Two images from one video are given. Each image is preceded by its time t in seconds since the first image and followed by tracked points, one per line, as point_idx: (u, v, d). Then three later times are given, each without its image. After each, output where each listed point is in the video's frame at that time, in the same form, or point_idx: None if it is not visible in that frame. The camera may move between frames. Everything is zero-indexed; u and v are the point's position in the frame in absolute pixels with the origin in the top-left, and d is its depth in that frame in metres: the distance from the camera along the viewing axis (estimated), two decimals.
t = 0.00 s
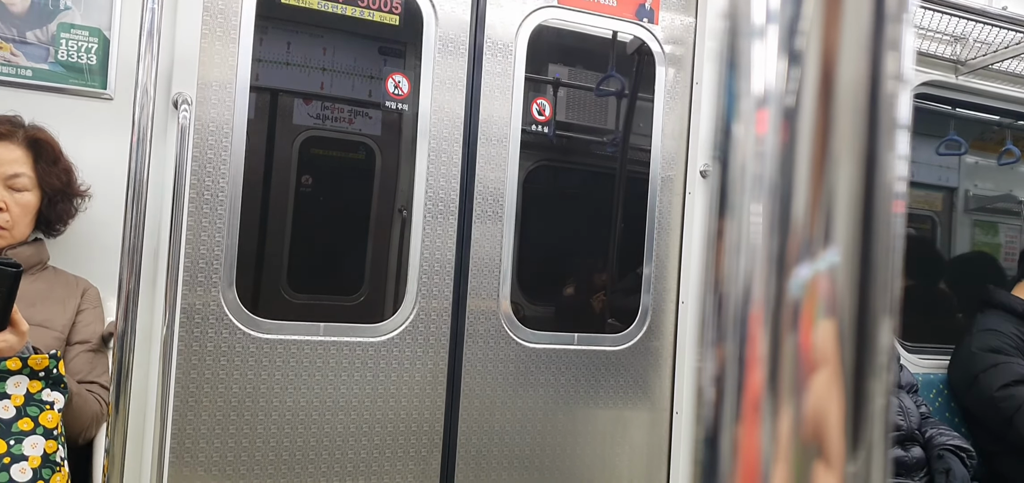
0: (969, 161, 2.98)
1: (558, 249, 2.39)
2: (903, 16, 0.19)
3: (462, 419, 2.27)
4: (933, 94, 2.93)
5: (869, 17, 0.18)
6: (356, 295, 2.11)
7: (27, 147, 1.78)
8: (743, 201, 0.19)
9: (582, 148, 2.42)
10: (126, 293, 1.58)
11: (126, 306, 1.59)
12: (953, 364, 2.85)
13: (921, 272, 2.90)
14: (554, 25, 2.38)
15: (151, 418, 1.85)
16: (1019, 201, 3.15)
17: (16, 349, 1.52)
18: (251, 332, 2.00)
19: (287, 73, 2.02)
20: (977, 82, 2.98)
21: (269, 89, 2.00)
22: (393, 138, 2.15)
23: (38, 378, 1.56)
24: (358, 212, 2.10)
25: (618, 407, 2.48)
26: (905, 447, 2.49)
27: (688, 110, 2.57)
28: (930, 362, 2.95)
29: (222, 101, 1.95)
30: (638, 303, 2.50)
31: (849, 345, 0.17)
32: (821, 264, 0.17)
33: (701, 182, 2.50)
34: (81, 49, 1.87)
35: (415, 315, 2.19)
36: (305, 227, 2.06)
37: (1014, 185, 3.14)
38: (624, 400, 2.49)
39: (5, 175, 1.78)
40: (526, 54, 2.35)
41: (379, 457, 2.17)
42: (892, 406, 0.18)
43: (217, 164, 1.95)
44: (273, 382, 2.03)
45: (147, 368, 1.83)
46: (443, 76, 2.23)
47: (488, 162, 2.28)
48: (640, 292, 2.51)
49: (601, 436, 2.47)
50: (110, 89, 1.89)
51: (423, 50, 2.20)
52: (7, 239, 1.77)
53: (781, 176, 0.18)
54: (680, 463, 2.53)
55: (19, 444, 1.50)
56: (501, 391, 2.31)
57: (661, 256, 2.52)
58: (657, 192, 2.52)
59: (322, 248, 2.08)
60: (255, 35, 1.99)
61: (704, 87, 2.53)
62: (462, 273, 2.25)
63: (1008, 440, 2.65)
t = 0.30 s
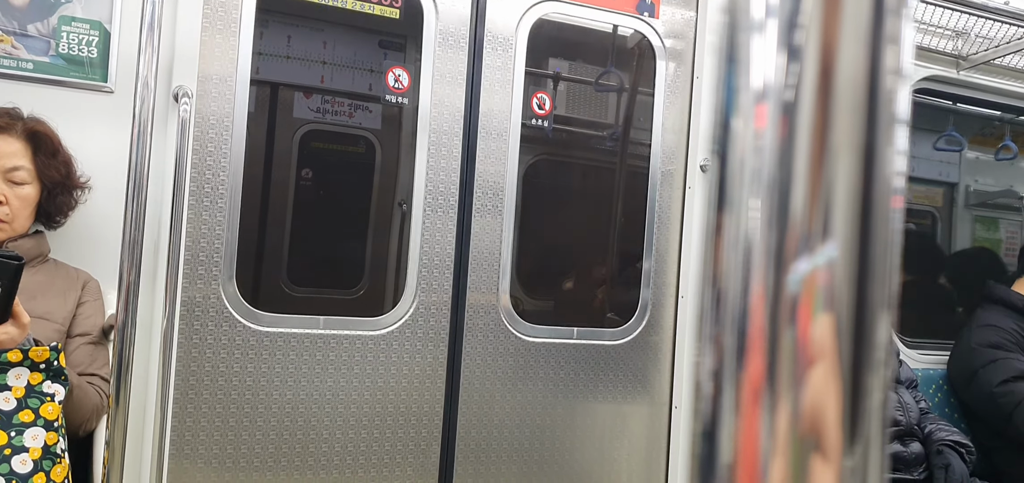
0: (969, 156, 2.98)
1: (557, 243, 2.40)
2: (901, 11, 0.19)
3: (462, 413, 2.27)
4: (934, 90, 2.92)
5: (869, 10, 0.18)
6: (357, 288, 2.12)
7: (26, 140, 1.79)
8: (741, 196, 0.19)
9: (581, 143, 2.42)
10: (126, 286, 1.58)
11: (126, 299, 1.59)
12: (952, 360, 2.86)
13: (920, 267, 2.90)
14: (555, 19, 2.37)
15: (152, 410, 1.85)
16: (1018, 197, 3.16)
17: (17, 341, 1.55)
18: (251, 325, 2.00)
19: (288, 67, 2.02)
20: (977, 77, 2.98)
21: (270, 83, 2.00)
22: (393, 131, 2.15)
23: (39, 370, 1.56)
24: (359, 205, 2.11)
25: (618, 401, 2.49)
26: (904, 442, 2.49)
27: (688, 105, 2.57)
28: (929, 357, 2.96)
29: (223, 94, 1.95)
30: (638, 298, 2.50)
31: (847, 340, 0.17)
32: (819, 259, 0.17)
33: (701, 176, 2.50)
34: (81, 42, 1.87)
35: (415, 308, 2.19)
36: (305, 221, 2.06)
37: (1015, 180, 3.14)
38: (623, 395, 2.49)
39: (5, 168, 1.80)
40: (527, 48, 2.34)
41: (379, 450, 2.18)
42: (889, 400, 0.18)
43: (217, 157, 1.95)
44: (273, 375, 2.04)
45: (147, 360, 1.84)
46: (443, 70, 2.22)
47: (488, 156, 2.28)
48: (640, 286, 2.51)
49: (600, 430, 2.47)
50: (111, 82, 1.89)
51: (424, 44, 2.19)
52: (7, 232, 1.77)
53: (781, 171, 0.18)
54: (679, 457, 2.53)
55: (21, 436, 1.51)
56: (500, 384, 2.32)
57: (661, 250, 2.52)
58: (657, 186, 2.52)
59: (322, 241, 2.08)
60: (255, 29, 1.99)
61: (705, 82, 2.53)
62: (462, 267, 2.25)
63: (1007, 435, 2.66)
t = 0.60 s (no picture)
0: (969, 154, 2.98)
1: (557, 240, 2.40)
2: (904, 9, 0.18)
3: (462, 409, 2.28)
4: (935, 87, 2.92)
5: (871, 11, 0.18)
6: (356, 284, 2.12)
7: (27, 134, 1.78)
8: (744, 193, 0.19)
9: (582, 139, 2.42)
10: (127, 281, 1.58)
11: (126, 294, 1.59)
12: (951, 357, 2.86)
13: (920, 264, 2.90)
14: (556, 16, 2.37)
15: (152, 405, 1.86)
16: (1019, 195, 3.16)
17: (18, 336, 1.54)
18: (251, 320, 2.01)
19: (288, 63, 2.02)
20: (978, 75, 2.98)
21: (270, 79, 2.00)
22: (393, 127, 2.15)
23: (39, 364, 1.56)
24: (359, 201, 2.11)
25: (617, 398, 2.49)
26: (903, 439, 2.50)
27: (689, 102, 2.56)
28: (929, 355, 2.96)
29: (223, 90, 1.94)
30: (638, 294, 2.50)
31: (848, 336, 0.17)
32: (821, 256, 0.17)
33: (701, 173, 2.50)
34: (82, 37, 1.87)
35: (414, 304, 2.19)
36: (306, 217, 2.06)
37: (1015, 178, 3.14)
38: (623, 391, 2.50)
39: (6, 162, 1.78)
40: (527, 44, 2.34)
41: (379, 446, 2.18)
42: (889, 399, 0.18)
43: (217, 153, 1.95)
44: (272, 371, 2.04)
45: (147, 355, 1.84)
46: (444, 66, 2.22)
47: (488, 152, 2.28)
48: (639, 283, 2.51)
49: (599, 427, 2.48)
50: (112, 78, 1.89)
51: (424, 40, 2.19)
52: (8, 226, 1.77)
53: (783, 171, 0.18)
54: (678, 454, 2.54)
55: (22, 430, 1.51)
56: (500, 381, 2.32)
57: (661, 247, 2.52)
58: (657, 183, 2.52)
59: (322, 237, 2.08)
60: (255, 24, 1.98)
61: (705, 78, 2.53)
62: (462, 263, 2.26)
63: (1006, 433, 2.66)
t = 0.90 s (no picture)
0: (970, 149, 2.98)
1: (557, 234, 2.40)
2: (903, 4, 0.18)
3: (461, 402, 2.28)
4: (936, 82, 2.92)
5: (870, 7, 0.18)
6: (357, 278, 2.12)
7: (27, 128, 1.78)
8: (743, 186, 0.19)
9: (582, 133, 2.42)
10: (127, 274, 1.58)
11: (127, 288, 1.60)
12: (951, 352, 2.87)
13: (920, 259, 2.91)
14: (556, 10, 2.37)
15: (152, 398, 1.86)
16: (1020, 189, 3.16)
17: (19, 328, 1.57)
18: (251, 314, 2.01)
19: (288, 57, 2.02)
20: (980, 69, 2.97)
21: (270, 72, 2.00)
22: (393, 121, 2.15)
23: (40, 358, 1.57)
24: (359, 195, 2.11)
25: (616, 392, 2.49)
26: (902, 434, 2.50)
27: (689, 96, 2.56)
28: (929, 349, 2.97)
29: (223, 83, 1.94)
30: (638, 288, 2.51)
31: (847, 331, 0.17)
32: (820, 251, 0.17)
33: (701, 167, 2.50)
34: (82, 30, 1.87)
35: (414, 298, 2.20)
36: (306, 211, 2.06)
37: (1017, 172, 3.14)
38: (623, 385, 2.50)
39: (6, 155, 1.78)
40: (528, 38, 2.34)
41: (379, 439, 2.19)
42: (887, 392, 0.18)
43: (218, 146, 1.95)
44: (273, 364, 2.05)
45: (148, 348, 1.84)
46: (444, 60, 2.22)
47: (488, 146, 2.28)
48: (640, 277, 2.51)
49: (599, 421, 2.48)
50: (112, 71, 1.89)
51: (424, 34, 2.19)
52: (8, 219, 1.76)
53: (780, 165, 0.18)
54: (677, 447, 2.54)
55: (22, 423, 1.51)
56: (499, 374, 2.33)
57: (661, 241, 2.52)
58: (657, 178, 2.52)
59: (322, 230, 2.08)
60: (255, 18, 1.98)
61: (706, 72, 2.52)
62: (462, 257, 2.26)
63: (1005, 427, 2.67)
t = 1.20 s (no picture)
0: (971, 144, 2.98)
1: (557, 228, 2.40)
2: None
3: (462, 396, 2.28)
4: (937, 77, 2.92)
5: None
6: (357, 273, 2.12)
7: (28, 122, 1.78)
8: (742, 183, 0.17)
9: (582, 128, 2.41)
10: (127, 269, 1.58)
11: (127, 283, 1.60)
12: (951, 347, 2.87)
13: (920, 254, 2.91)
14: (557, 4, 2.36)
15: (152, 392, 1.86)
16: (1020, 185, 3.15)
17: (20, 322, 1.54)
18: (251, 307, 2.01)
19: (288, 50, 2.01)
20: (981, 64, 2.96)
21: (270, 66, 1.99)
22: (393, 115, 2.14)
23: (40, 351, 1.57)
24: (359, 189, 2.10)
25: (616, 386, 2.50)
26: (901, 429, 2.51)
27: (690, 90, 2.55)
28: (928, 344, 2.97)
29: (223, 77, 1.94)
30: (638, 283, 2.51)
31: (847, 324, 0.15)
32: (819, 246, 0.16)
33: (701, 162, 2.50)
34: (82, 24, 1.87)
35: (414, 292, 2.20)
36: (306, 205, 2.06)
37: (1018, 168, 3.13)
38: (623, 379, 2.51)
39: (6, 149, 1.76)
40: (528, 32, 2.33)
41: (379, 433, 2.19)
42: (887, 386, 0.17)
43: (218, 140, 1.95)
44: (273, 358, 2.05)
45: (148, 343, 1.84)
46: (444, 54, 2.21)
47: (489, 141, 2.28)
48: (640, 272, 2.51)
49: (599, 415, 2.49)
50: (112, 64, 1.89)
51: (425, 28, 2.18)
52: (8, 213, 1.76)
53: (780, 160, 0.16)
54: (677, 441, 2.56)
55: (23, 417, 1.52)
56: (500, 369, 2.33)
57: (661, 236, 2.52)
58: (658, 172, 2.52)
59: (322, 224, 2.08)
60: (255, 12, 1.98)
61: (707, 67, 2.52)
62: (462, 252, 2.26)
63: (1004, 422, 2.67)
